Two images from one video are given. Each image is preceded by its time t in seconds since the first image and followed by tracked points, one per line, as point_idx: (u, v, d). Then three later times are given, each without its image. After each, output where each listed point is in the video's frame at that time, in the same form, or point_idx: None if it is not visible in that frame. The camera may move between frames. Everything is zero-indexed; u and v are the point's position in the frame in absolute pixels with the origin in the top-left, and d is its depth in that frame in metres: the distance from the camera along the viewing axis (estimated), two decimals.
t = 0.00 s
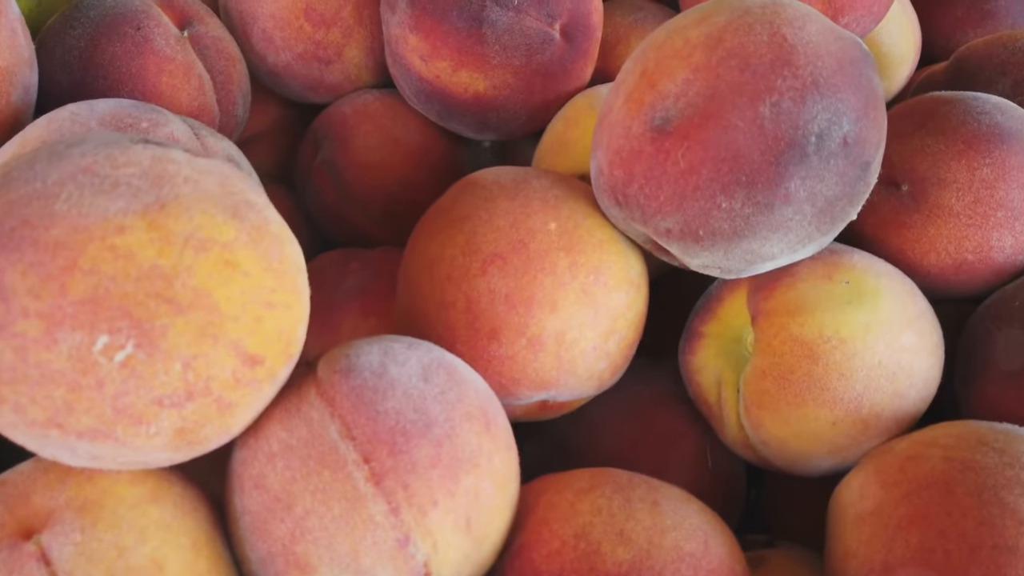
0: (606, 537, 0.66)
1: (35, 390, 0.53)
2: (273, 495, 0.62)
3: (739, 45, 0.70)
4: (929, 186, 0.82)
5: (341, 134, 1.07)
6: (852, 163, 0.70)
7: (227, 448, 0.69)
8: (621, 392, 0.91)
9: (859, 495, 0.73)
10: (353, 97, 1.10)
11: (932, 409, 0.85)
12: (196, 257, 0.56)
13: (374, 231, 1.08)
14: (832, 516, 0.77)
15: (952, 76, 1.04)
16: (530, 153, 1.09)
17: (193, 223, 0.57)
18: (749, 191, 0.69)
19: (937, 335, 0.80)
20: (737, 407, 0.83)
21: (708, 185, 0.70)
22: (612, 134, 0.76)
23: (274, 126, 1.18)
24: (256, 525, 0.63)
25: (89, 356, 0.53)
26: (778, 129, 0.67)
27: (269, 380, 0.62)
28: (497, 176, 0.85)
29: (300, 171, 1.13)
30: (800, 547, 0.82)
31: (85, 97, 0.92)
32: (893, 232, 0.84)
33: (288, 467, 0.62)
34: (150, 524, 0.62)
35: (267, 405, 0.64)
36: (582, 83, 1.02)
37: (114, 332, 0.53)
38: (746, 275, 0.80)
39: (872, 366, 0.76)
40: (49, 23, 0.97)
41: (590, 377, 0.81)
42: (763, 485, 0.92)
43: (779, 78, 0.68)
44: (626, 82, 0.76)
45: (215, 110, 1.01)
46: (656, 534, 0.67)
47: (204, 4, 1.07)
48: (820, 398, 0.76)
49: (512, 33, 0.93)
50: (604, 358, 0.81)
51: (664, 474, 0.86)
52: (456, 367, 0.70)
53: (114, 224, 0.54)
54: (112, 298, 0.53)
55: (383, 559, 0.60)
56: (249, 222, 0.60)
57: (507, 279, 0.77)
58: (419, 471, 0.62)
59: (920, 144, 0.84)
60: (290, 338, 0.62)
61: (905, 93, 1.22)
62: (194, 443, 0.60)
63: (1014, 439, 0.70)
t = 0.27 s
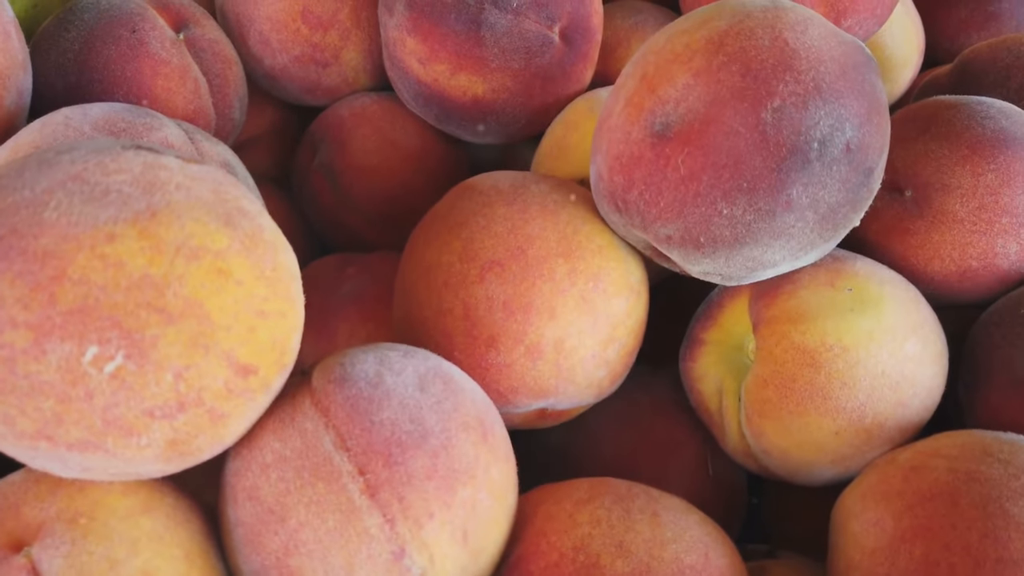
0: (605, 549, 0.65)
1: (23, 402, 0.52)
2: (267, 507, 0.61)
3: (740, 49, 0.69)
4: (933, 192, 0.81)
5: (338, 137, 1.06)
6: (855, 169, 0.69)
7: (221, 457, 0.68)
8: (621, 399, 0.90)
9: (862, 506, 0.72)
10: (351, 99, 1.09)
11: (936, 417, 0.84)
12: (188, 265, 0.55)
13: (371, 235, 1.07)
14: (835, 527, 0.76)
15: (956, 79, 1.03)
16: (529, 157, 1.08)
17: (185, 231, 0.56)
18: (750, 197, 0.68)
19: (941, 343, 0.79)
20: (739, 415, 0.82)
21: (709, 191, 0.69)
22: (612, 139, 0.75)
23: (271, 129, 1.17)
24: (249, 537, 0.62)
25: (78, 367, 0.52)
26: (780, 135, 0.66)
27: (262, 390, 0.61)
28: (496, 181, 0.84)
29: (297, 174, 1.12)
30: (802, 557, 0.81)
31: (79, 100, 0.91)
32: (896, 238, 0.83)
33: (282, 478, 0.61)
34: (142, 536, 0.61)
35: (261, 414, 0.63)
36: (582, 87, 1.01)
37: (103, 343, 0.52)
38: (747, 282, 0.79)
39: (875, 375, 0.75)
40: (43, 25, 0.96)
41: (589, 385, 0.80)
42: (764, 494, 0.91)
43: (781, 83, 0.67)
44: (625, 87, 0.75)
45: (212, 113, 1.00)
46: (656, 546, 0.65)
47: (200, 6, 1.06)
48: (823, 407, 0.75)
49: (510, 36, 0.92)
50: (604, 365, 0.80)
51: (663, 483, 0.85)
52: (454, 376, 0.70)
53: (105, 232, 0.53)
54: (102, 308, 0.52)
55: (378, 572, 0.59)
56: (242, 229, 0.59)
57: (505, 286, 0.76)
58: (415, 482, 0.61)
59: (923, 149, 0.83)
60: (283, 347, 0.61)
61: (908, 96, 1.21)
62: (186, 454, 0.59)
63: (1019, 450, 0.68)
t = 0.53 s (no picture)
0: (607, 565, 0.64)
1: (14, 417, 0.51)
2: (263, 522, 0.60)
3: (743, 56, 0.67)
4: (939, 200, 0.80)
5: (337, 142, 1.06)
6: (861, 178, 0.68)
7: (217, 469, 0.67)
8: (622, 409, 0.89)
9: (867, 519, 0.72)
10: (350, 104, 1.08)
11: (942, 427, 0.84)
12: (183, 277, 0.54)
13: (370, 241, 1.07)
14: (839, 540, 0.75)
15: (961, 85, 1.02)
16: (529, 162, 1.07)
17: (180, 242, 0.55)
18: (754, 207, 0.67)
19: (947, 353, 0.78)
20: (742, 426, 0.81)
21: (712, 201, 0.68)
22: (614, 147, 0.74)
23: (269, 133, 1.16)
24: (245, 551, 0.61)
25: (70, 382, 0.51)
26: (784, 144, 0.65)
27: (259, 403, 0.60)
28: (496, 188, 0.83)
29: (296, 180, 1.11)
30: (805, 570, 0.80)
31: (75, 105, 0.90)
32: (902, 246, 0.83)
33: (278, 493, 0.60)
34: (137, 551, 0.60)
35: (257, 427, 0.63)
36: (583, 92, 1.00)
37: (96, 357, 0.51)
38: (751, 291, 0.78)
39: (880, 386, 0.74)
40: (39, 30, 0.95)
41: (590, 396, 0.79)
42: (767, 504, 0.90)
43: (785, 91, 0.66)
44: (627, 93, 0.74)
45: (209, 118, 0.99)
46: (658, 561, 0.64)
47: (198, 10, 1.05)
48: (828, 419, 0.74)
49: (511, 41, 0.91)
50: (605, 375, 0.79)
51: (665, 493, 0.84)
52: (453, 388, 0.69)
53: (98, 244, 0.52)
54: (95, 321, 0.51)
55: None
56: (238, 240, 0.59)
57: (505, 296, 0.75)
58: (413, 497, 0.60)
59: (929, 157, 0.82)
60: (280, 359, 0.60)
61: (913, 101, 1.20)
62: (181, 468, 0.58)
63: None
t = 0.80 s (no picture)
0: None
1: (9, 439, 0.50)
2: (261, 542, 0.59)
3: (750, 68, 0.66)
4: (947, 213, 0.79)
5: (338, 150, 1.05)
6: (869, 192, 0.67)
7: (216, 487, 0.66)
8: (625, 422, 0.88)
9: (875, 537, 0.71)
10: (351, 111, 1.07)
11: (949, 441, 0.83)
12: (180, 296, 0.53)
13: (371, 251, 1.06)
14: (846, 557, 0.74)
15: (969, 94, 1.01)
16: (531, 169, 1.06)
17: (177, 260, 0.54)
18: (761, 221, 0.66)
19: (955, 367, 0.77)
20: (747, 441, 0.80)
21: (718, 214, 0.67)
22: (618, 159, 0.73)
23: (270, 140, 1.15)
24: (243, 572, 0.60)
25: (65, 404, 0.50)
26: (792, 158, 0.64)
27: (257, 421, 0.59)
28: (498, 199, 0.82)
29: (296, 188, 1.10)
30: None
31: (74, 114, 0.89)
32: (909, 258, 0.82)
33: (277, 513, 0.59)
34: (133, 572, 0.59)
35: (256, 445, 0.62)
36: (586, 100, 0.99)
37: (91, 378, 0.50)
38: (756, 305, 0.77)
39: (888, 402, 0.73)
40: (37, 37, 0.94)
41: (593, 410, 0.78)
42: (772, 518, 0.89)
43: (792, 104, 0.65)
44: (632, 105, 0.73)
45: (208, 126, 0.98)
46: None
47: (197, 17, 1.04)
48: (834, 435, 0.73)
49: (513, 49, 0.90)
50: (608, 390, 0.78)
51: (669, 508, 0.84)
52: (455, 404, 0.68)
53: (94, 262, 0.51)
54: (91, 342, 0.50)
55: None
56: (236, 256, 0.58)
57: (507, 309, 0.74)
58: (414, 518, 0.59)
59: (937, 168, 0.81)
60: (279, 376, 0.60)
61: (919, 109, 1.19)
62: (179, 488, 0.57)
63: None
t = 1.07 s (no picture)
0: None
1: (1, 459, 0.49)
2: (258, 561, 0.58)
3: (754, 79, 0.66)
4: (953, 224, 0.78)
5: (337, 158, 1.04)
6: (874, 205, 0.66)
7: (213, 502, 0.65)
8: (627, 434, 0.87)
9: (880, 554, 0.70)
10: (350, 118, 1.06)
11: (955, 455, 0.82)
12: (175, 313, 0.52)
13: (371, 259, 1.05)
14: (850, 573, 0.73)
15: (974, 101, 1.00)
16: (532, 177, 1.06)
17: (172, 276, 0.53)
18: (765, 234, 0.65)
19: (961, 381, 0.76)
20: (750, 454, 0.79)
21: (722, 227, 0.66)
22: (620, 170, 0.72)
23: (269, 146, 1.15)
24: None
25: (58, 424, 0.49)
26: (797, 170, 0.63)
27: (254, 438, 0.58)
28: (499, 210, 0.81)
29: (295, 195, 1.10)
30: None
31: (70, 122, 0.88)
32: (915, 270, 0.81)
33: (274, 531, 0.58)
34: None
35: (253, 462, 0.61)
36: (588, 108, 0.98)
37: (84, 398, 0.49)
38: (760, 317, 0.76)
39: (893, 417, 0.72)
40: (34, 44, 0.93)
41: (594, 423, 0.77)
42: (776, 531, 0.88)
43: (797, 115, 0.64)
44: (634, 115, 0.72)
45: (207, 134, 0.97)
46: None
47: (196, 23, 1.04)
48: (839, 450, 0.72)
49: (514, 57, 0.89)
50: (610, 403, 0.77)
51: (671, 522, 0.83)
52: (454, 419, 0.67)
53: (87, 279, 0.51)
54: (84, 361, 0.49)
55: None
56: (233, 271, 0.57)
57: (508, 322, 0.73)
58: (413, 537, 0.58)
59: (942, 179, 0.80)
60: (276, 393, 0.59)
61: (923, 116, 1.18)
62: (174, 507, 0.56)
63: None
